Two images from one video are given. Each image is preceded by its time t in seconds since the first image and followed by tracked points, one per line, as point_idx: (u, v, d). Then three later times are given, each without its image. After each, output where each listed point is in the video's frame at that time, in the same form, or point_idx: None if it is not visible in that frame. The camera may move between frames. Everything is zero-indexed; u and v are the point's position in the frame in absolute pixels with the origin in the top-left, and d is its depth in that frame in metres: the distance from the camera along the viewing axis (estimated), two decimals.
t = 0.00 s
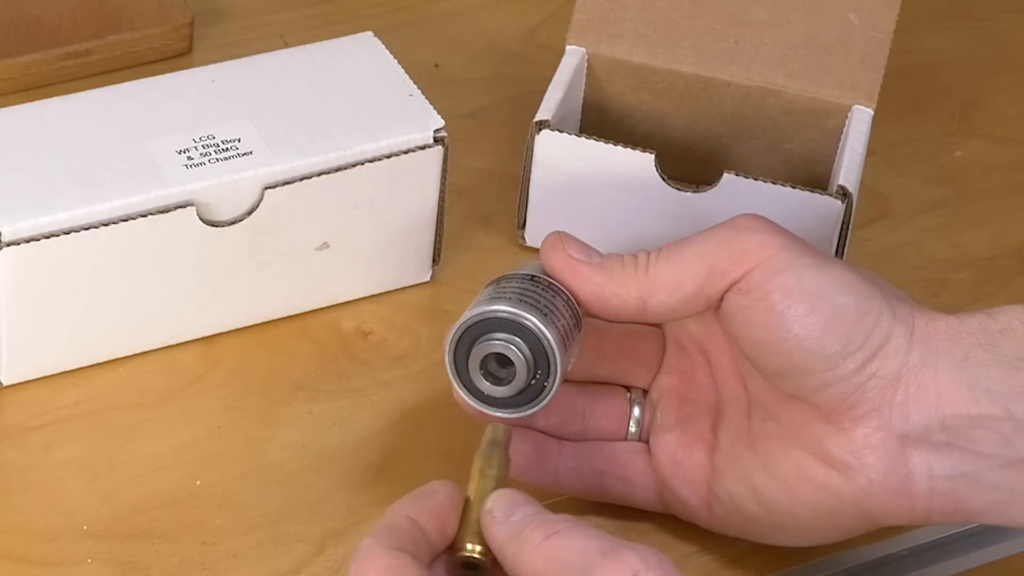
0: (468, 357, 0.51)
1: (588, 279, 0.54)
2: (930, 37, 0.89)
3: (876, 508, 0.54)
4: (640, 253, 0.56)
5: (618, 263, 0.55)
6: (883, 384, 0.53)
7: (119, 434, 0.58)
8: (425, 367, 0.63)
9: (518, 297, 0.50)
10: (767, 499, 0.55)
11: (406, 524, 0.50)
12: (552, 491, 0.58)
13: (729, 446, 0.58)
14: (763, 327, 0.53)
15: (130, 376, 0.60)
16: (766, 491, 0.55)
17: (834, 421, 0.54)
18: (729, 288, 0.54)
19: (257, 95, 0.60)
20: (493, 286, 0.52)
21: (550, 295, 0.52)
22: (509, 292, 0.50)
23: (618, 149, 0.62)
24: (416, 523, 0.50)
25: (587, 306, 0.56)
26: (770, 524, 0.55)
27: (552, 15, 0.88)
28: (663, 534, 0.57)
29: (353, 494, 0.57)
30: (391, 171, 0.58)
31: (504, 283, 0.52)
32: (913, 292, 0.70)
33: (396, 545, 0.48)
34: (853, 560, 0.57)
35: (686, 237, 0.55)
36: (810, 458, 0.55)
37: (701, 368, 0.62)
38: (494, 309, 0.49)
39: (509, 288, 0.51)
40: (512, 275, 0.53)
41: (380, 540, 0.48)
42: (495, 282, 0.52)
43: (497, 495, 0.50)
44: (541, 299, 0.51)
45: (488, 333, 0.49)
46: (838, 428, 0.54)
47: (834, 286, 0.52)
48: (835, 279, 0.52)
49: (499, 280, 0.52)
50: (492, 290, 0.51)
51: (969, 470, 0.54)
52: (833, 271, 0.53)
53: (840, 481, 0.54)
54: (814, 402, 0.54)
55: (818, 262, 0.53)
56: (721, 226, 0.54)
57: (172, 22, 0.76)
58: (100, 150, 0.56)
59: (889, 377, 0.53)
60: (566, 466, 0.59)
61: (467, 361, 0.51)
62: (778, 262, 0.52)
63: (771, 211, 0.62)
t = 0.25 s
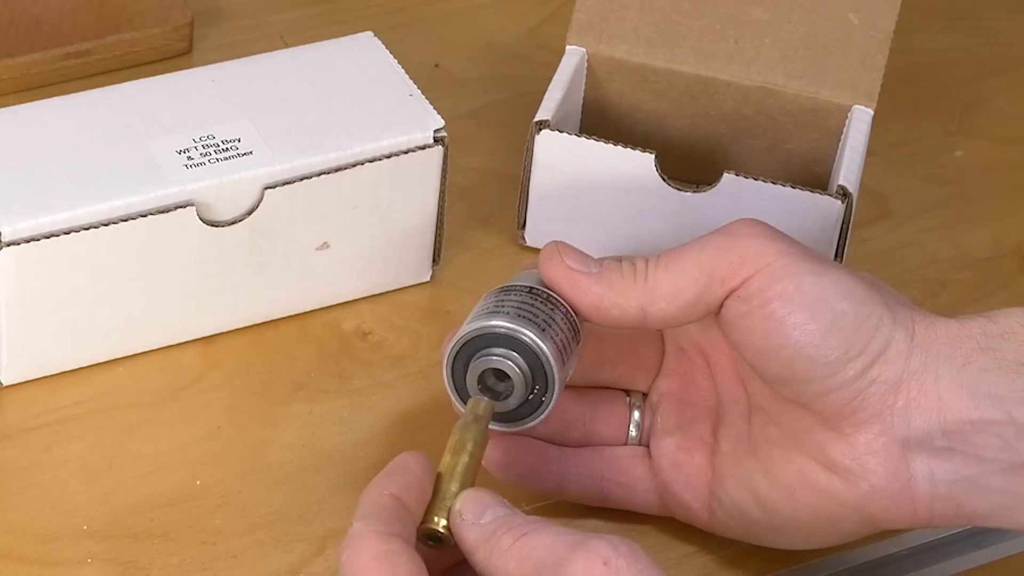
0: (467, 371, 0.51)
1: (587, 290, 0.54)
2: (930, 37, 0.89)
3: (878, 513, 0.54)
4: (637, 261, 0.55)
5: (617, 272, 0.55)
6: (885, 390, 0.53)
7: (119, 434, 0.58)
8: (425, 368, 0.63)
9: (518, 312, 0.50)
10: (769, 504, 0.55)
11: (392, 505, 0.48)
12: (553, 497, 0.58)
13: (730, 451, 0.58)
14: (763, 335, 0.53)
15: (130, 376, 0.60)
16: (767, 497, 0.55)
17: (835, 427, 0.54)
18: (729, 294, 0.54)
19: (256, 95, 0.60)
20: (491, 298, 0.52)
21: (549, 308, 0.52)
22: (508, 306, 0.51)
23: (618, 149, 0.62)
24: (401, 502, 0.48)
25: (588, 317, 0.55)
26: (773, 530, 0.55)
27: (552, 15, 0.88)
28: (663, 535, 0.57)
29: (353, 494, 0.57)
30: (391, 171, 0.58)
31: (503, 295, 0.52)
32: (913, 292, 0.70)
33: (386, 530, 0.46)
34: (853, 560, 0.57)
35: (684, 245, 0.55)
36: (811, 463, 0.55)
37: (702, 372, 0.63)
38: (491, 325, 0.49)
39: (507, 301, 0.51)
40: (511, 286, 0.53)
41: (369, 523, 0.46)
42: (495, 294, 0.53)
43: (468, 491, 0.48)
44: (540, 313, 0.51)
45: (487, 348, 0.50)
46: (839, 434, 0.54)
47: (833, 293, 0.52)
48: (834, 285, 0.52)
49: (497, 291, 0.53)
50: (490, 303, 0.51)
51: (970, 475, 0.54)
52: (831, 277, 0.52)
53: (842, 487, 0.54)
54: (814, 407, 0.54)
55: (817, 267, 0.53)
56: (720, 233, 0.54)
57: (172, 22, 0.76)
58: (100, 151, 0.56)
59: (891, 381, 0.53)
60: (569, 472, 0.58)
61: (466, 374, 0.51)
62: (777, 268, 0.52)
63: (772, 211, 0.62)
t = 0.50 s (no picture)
0: (463, 379, 0.51)
1: (584, 295, 0.54)
2: (930, 37, 0.89)
3: (878, 514, 0.54)
4: (634, 264, 0.55)
5: (614, 276, 0.54)
6: (883, 391, 0.53)
7: (119, 434, 0.58)
8: (425, 368, 0.63)
9: (514, 320, 0.50)
10: (769, 505, 0.55)
11: (393, 502, 0.48)
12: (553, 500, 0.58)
13: (729, 452, 0.58)
14: (760, 337, 0.53)
15: (130, 376, 0.60)
16: (767, 498, 0.55)
17: (834, 429, 0.54)
18: (726, 297, 0.53)
19: (256, 95, 0.60)
20: (486, 304, 0.52)
21: (544, 314, 0.52)
22: (505, 314, 0.51)
23: (618, 149, 0.62)
24: (402, 497, 0.48)
25: (586, 321, 0.56)
26: (773, 531, 0.55)
27: (552, 15, 0.88)
28: (663, 535, 0.57)
29: (353, 493, 0.57)
30: (391, 171, 0.58)
31: (499, 301, 0.52)
32: (913, 292, 0.70)
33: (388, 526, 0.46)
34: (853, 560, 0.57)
35: (681, 246, 0.55)
36: (810, 464, 0.55)
37: (700, 373, 0.63)
38: (487, 334, 0.49)
39: (503, 307, 0.51)
40: (506, 292, 0.53)
41: (372, 520, 0.46)
42: (491, 300, 0.52)
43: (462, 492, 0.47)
44: (536, 320, 0.51)
45: (483, 358, 0.50)
46: (838, 436, 0.54)
47: (830, 296, 0.52)
48: (831, 288, 0.52)
49: (492, 297, 0.53)
50: (486, 310, 0.51)
51: (969, 475, 0.54)
52: (828, 279, 0.52)
53: (841, 488, 0.54)
54: (813, 409, 0.54)
55: (814, 270, 0.52)
56: (717, 234, 0.53)
57: (172, 22, 0.76)
58: (100, 151, 0.56)
59: (889, 383, 0.53)
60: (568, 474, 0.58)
61: (462, 382, 0.51)
62: (774, 271, 0.52)
63: (771, 211, 0.62)
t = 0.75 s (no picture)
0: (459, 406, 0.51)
1: (582, 311, 0.53)
2: (930, 37, 0.89)
3: (879, 519, 0.54)
4: (632, 275, 0.54)
5: (612, 289, 0.53)
6: (884, 398, 0.53)
7: (119, 434, 0.58)
8: (425, 368, 0.63)
9: (509, 350, 0.50)
10: (770, 509, 0.55)
11: (407, 489, 0.49)
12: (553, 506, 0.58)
13: (729, 455, 0.58)
14: (759, 348, 0.53)
15: (130, 376, 0.60)
16: (768, 502, 0.55)
17: (836, 436, 0.54)
18: (725, 308, 0.53)
19: (257, 96, 0.60)
20: (483, 327, 0.52)
21: (540, 339, 0.51)
22: (500, 342, 0.50)
23: (618, 149, 0.62)
24: (415, 488, 0.49)
25: (586, 336, 0.55)
26: (775, 535, 0.55)
27: (552, 15, 0.88)
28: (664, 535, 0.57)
29: (353, 494, 0.57)
30: (389, 171, 0.58)
31: (496, 325, 0.52)
32: (913, 292, 0.70)
33: (401, 510, 0.47)
34: (853, 560, 0.58)
35: (679, 255, 0.53)
36: (811, 470, 0.54)
37: (698, 376, 0.63)
38: (480, 367, 0.49)
39: (499, 334, 0.51)
40: (503, 311, 0.53)
41: (385, 504, 0.47)
42: (487, 325, 0.52)
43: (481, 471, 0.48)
44: (532, 347, 0.51)
45: (477, 388, 0.50)
46: (839, 442, 0.54)
47: (830, 306, 0.52)
48: (830, 297, 0.52)
49: (490, 319, 0.52)
50: (482, 336, 0.51)
51: (969, 481, 0.54)
52: (826, 288, 0.52)
53: (843, 493, 0.54)
54: (814, 417, 0.54)
55: (813, 279, 0.52)
56: (715, 245, 0.52)
57: (173, 22, 0.76)
58: (100, 151, 0.56)
59: (890, 390, 0.53)
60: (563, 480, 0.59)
61: (458, 409, 0.51)
62: (774, 282, 0.51)
63: (772, 212, 0.62)
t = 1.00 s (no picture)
0: (458, 422, 0.51)
1: (582, 323, 0.53)
2: (931, 37, 0.89)
3: (882, 519, 0.54)
4: (630, 284, 0.53)
5: (612, 299, 0.53)
6: (886, 400, 0.53)
7: (119, 434, 0.58)
8: (424, 368, 0.63)
9: (508, 367, 0.50)
10: (772, 510, 0.55)
11: (410, 491, 0.50)
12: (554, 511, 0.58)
13: (730, 455, 0.58)
14: (760, 354, 0.52)
15: (130, 376, 0.60)
16: (770, 504, 0.55)
17: (838, 439, 0.54)
18: (726, 314, 0.52)
19: (257, 95, 0.60)
20: (482, 342, 0.52)
21: (540, 354, 0.51)
22: (499, 359, 0.50)
23: (618, 149, 0.62)
24: (418, 489, 0.50)
25: (588, 346, 0.54)
26: (779, 536, 0.55)
27: (552, 16, 0.88)
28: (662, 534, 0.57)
29: (353, 493, 0.57)
30: (389, 172, 0.58)
31: (494, 340, 0.52)
32: (913, 292, 0.70)
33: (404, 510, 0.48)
34: (853, 559, 0.58)
35: (677, 261, 0.53)
36: (813, 471, 0.54)
37: (696, 375, 0.63)
38: (479, 385, 0.49)
39: (498, 350, 0.51)
40: (502, 323, 0.53)
41: (388, 505, 0.48)
42: (486, 339, 0.52)
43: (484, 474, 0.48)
44: (531, 364, 0.51)
45: (476, 405, 0.50)
46: (841, 444, 0.54)
47: (831, 310, 0.51)
48: (831, 301, 0.51)
49: (489, 333, 0.52)
50: (481, 351, 0.51)
51: (970, 481, 0.54)
52: (826, 293, 0.51)
53: (846, 494, 0.54)
54: (817, 420, 0.54)
55: (813, 284, 0.51)
56: (713, 251, 0.52)
57: (173, 22, 0.76)
58: (100, 151, 0.56)
59: (892, 392, 0.53)
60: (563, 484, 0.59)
61: (456, 425, 0.51)
62: (774, 288, 0.51)
63: (772, 211, 0.61)
